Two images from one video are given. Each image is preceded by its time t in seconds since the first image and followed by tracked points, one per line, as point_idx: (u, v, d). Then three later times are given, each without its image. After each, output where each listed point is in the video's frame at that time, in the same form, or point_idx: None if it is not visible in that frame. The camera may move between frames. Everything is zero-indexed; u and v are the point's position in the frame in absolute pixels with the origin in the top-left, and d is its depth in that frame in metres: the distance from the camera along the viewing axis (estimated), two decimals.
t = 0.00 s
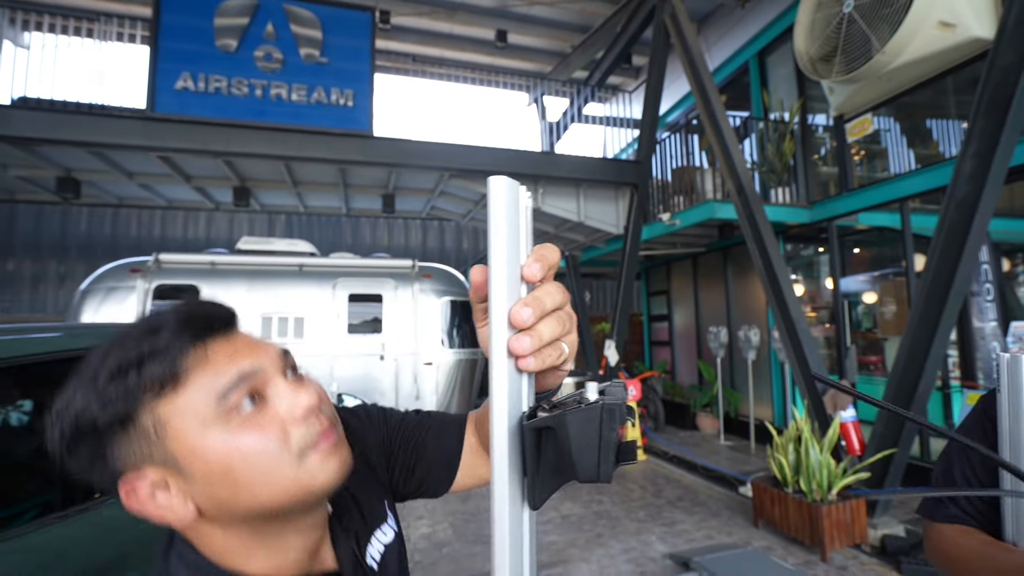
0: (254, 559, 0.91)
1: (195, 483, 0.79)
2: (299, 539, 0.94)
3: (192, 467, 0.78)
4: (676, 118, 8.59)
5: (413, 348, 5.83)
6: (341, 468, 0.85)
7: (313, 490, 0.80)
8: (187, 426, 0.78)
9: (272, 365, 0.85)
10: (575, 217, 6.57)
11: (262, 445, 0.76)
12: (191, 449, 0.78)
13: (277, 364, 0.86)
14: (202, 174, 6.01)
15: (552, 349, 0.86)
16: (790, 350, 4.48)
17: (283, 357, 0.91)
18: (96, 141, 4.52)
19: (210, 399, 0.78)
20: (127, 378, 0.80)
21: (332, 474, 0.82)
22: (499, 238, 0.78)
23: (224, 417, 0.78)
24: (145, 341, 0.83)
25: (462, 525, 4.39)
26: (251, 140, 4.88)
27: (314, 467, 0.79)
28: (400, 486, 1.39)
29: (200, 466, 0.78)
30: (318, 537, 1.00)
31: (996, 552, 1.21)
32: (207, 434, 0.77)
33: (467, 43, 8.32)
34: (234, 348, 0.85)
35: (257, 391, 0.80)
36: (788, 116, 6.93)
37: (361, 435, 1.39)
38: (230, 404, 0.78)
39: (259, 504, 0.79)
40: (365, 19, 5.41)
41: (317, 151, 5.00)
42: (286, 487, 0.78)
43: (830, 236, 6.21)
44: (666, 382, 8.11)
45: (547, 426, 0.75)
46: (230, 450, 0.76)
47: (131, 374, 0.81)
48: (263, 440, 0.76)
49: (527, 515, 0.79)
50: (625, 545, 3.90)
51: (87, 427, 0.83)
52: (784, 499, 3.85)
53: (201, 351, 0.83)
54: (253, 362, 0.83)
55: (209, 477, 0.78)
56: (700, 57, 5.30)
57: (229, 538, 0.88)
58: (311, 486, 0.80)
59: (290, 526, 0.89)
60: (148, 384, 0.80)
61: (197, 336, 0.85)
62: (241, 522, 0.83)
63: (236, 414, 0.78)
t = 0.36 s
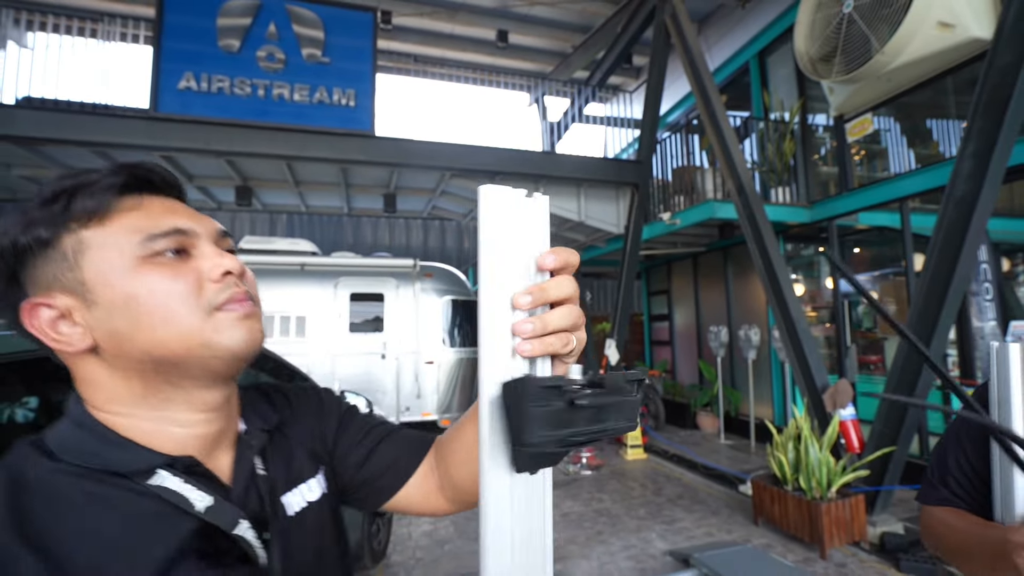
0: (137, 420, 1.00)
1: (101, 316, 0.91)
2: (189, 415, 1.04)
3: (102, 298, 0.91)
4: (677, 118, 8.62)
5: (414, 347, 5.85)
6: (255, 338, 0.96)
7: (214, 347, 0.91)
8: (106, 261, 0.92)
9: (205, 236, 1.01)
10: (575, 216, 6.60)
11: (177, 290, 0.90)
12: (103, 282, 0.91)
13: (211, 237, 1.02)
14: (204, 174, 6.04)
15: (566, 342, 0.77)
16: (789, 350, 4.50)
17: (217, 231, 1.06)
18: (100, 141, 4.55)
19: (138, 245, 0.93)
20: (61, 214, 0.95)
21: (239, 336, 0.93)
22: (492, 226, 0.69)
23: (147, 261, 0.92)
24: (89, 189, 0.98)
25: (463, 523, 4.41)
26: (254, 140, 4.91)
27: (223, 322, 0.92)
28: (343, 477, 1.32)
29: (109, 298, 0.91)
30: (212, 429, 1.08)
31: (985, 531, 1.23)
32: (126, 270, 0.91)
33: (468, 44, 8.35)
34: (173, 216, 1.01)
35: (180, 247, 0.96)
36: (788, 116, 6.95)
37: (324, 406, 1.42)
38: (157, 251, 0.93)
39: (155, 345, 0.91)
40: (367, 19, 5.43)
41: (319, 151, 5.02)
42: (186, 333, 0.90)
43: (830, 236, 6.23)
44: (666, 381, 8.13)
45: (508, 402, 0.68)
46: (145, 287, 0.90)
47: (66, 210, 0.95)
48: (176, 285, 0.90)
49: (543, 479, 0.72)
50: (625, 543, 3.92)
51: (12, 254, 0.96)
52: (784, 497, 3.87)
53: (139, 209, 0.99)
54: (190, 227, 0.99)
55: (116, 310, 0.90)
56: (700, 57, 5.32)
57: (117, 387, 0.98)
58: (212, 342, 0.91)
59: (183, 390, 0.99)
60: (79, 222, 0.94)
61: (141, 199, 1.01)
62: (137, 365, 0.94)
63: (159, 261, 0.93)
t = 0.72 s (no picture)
0: (16, 397, 0.86)
1: None
2: (84, 395, 0.91)
3: None
4: (683, 117, 8.62)
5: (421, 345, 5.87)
6: (168, 322, 0.84)
7: (121, 331, 0.79)
8: None
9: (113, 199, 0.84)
10: (582, 216, 6.61)
11: (71, 265, 0.74)
12: None
13: (121, 200, 0.85)
14: (214, 174, 6.10)
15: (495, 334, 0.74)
16: (796, 347, 4.49)
17: (129, 199, 0.88)
18: (112, 142, 4.61)
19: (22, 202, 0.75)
20: None
21: (150, 322, 0.80)
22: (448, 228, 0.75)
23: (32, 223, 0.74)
24: None
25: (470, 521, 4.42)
26: (262, 140, 4.95)
27: (131, 306, 0.78)
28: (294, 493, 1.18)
29: None
30: (114, 409, 0.96)
31: (1003, 524, 1.26)
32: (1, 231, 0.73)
33: (474, 44, 8.40)
34: (74, 171, 0.83)
35: (86, 215, 0.79)
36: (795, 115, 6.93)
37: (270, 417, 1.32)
38: (46, 210, 0.76)
39: (45, 325, 0.76)
40: (374, 21, 5.46)
41: (326, 151, 5.06)
42: (84, 314, 0.76)
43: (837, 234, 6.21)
44: (672, 381, 8.12)
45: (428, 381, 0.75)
46: (26, 257, 0.73)
47: None
48: (79, 259, 0.74)
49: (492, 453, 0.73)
50: (632, 541, 3.92)
51: None
52: (791, 496, 3.86)
53: (29, 158, 0.80)
54: (94, 185, 0.82)
55: None
56: (706, 56, 5.32)
57: None
58: (117, 326, 0.78)
59: (74, 373, 0.86)
60: None
61: (33, 148, 0.82)
62: (20, 344, 0.78)
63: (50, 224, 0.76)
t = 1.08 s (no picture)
0: (54, 398, 0.86)
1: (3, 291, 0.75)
2: (121, 391, 0.91)
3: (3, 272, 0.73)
4: (695, 116, 8.56)
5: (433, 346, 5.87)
6: (194, 317, 0.87)
7: (153, 327, 0.81)
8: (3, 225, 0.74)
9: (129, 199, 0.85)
10: (593, 216, 6.60)
11: (103, 267, 0.77)
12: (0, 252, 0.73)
13: (139, 201, 0.87)
14: (228, 175, 6.18)
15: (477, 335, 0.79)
16: (811, 348, 4.44)
17: (147, 198, 0.90)
18: (130, 145, 4.69)
19: (51, 209, 0.76)
20: None
21: (179, 317, 0.84)
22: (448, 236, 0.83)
23: (62, 229, 0.76)
24: None
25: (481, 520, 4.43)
26: (277, 142, 4.99)
27: (160, 303, 0.81)
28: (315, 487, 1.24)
29: (24, 273, 0.74)
30: (150, 403, 0.96)
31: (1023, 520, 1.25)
32: (34, 239, 0.74)
33: (485, 44, 8.41)
34: (92, 174, 0.84)
35: (112, 220, 0.81)
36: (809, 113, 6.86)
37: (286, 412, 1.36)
38: (74, 214, 0.77)
39: (81, 325, 0.78)
40: (386, 23, 5.49)
41: (338, 152, 5.10)
42: (118, 314, 0.79)
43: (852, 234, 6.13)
44: (685, 381, 8.06)
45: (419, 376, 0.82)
46: (62, 262, 0.74)
47: None
48: (110, 263, 0.77)
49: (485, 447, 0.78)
50: (644, 542, 3.91)
51: None
52: (806, 498, 3.82)
53: (48, 164, 0.81)
54: (112, 187, 0.83)
55: (22, 285, 0.74)
56: (718, 55, 5.28)
57: (34, 365, 0.83)
58: (148, 323, 0.81)
59: (110, 370, 0.87)
60: None
61: (49, 153, 0.83)
62: (59, 347, 0.80)
63: (80, 229, 0.77)
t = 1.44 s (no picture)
0: (84, 387, 0.85)
1: (37, 281, 0.72)
2: (149, 378, 0.90)
3: (39, 262, 0.71)
4: (707, 113, 8.48)
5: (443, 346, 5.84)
6: (219, 305, 0.85)
7: (182, 313, 0.80)
8: (36, 217, 0.71)
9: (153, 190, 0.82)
10: (604, 215, 6.56)
11: (135, 256, 0.74)
12: (35, 244, 0.71)
13: (161, 191, 0.83)
14: (241, 177, 6.23)
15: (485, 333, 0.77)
16: (826, 347, 4.37)
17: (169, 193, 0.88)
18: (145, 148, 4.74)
19: (79, 202, 0.73)
20: None
21: (206, 304, 0.82)
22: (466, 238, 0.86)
23: (92, 220, 0.73)
24: None
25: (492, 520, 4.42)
26: (288, 143, 5.00)
27: (189, 291, 0.80)
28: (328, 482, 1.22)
29: (59, 263, 0.71)
30: (176, 392, 0.95)
31: None
32: (65, 230, 0.72)
33: (495, 44, 8.41)
34: (115, 167, 0.81)
35: (139, 210, 0.78)
36: (823, 108, 6.76)
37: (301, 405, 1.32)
38: (102, 203, 0.74)
39: (115, 313, 0.76)
40: (396, 24, 5.50)
41: (349, 152, 5.11)
42: (149, 301, 0.76)
43: (869, 231, 6.03)
44: (697, 381, 7.97)
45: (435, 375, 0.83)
46: (95, 250, 0.72)
47: None
48: (139, 252, 0.74)
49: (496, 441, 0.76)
50: (656, 543, 3.87)
51: None
52: (821, 500, 3.75)
53: (75, 158, 0.78)
54: (135, 177, 0.80)
55: (56, 275, 0.72)
56: (731, 51, 5.22)
57: (65, 354, 0.81)
58: (178, 309, 0.79)
59: (140, 358, 0.85)
60: None
61: (70, 146, 0.80)
62: (93, 335, 0.78)
63: (108, 220, 0.74)
